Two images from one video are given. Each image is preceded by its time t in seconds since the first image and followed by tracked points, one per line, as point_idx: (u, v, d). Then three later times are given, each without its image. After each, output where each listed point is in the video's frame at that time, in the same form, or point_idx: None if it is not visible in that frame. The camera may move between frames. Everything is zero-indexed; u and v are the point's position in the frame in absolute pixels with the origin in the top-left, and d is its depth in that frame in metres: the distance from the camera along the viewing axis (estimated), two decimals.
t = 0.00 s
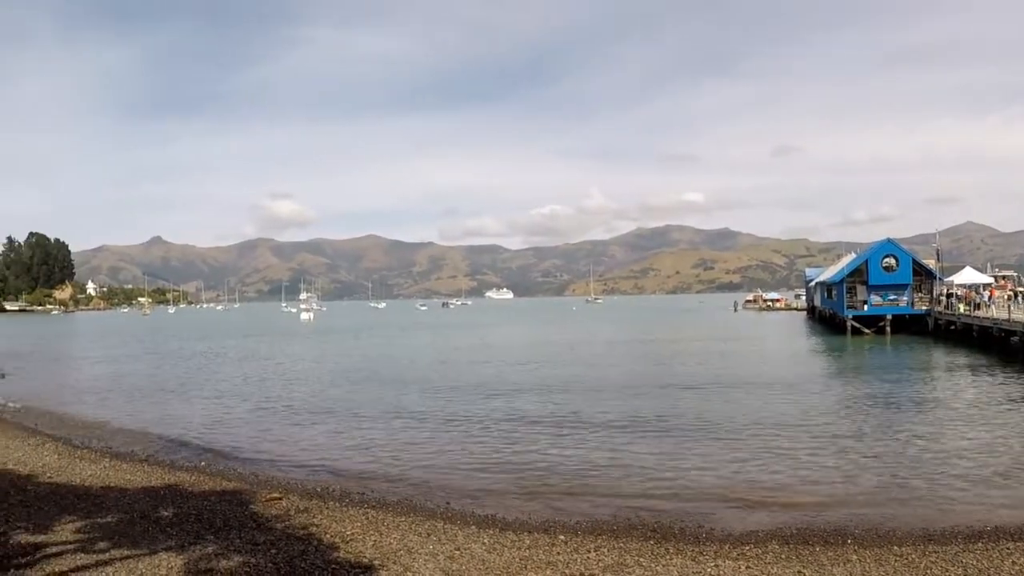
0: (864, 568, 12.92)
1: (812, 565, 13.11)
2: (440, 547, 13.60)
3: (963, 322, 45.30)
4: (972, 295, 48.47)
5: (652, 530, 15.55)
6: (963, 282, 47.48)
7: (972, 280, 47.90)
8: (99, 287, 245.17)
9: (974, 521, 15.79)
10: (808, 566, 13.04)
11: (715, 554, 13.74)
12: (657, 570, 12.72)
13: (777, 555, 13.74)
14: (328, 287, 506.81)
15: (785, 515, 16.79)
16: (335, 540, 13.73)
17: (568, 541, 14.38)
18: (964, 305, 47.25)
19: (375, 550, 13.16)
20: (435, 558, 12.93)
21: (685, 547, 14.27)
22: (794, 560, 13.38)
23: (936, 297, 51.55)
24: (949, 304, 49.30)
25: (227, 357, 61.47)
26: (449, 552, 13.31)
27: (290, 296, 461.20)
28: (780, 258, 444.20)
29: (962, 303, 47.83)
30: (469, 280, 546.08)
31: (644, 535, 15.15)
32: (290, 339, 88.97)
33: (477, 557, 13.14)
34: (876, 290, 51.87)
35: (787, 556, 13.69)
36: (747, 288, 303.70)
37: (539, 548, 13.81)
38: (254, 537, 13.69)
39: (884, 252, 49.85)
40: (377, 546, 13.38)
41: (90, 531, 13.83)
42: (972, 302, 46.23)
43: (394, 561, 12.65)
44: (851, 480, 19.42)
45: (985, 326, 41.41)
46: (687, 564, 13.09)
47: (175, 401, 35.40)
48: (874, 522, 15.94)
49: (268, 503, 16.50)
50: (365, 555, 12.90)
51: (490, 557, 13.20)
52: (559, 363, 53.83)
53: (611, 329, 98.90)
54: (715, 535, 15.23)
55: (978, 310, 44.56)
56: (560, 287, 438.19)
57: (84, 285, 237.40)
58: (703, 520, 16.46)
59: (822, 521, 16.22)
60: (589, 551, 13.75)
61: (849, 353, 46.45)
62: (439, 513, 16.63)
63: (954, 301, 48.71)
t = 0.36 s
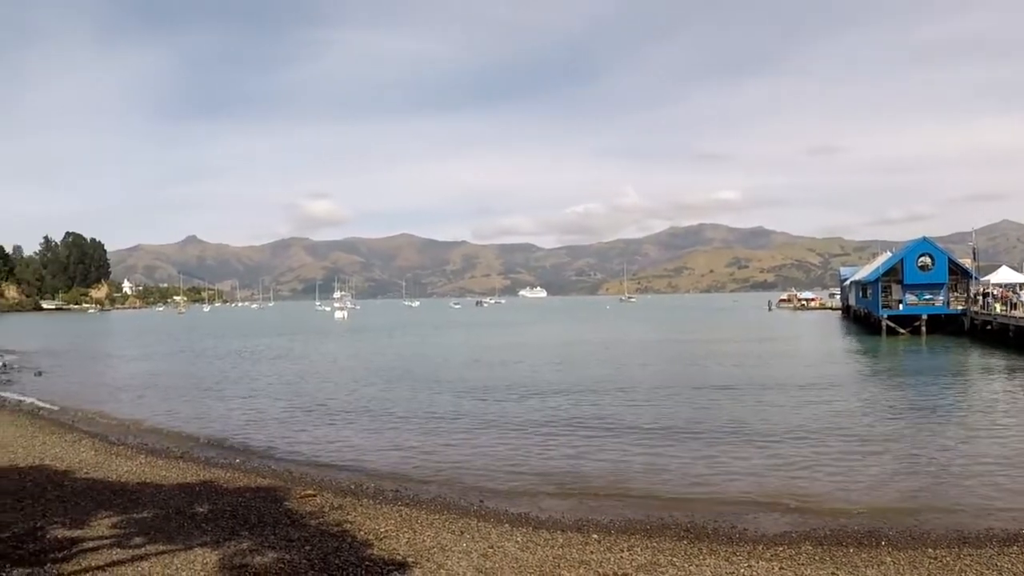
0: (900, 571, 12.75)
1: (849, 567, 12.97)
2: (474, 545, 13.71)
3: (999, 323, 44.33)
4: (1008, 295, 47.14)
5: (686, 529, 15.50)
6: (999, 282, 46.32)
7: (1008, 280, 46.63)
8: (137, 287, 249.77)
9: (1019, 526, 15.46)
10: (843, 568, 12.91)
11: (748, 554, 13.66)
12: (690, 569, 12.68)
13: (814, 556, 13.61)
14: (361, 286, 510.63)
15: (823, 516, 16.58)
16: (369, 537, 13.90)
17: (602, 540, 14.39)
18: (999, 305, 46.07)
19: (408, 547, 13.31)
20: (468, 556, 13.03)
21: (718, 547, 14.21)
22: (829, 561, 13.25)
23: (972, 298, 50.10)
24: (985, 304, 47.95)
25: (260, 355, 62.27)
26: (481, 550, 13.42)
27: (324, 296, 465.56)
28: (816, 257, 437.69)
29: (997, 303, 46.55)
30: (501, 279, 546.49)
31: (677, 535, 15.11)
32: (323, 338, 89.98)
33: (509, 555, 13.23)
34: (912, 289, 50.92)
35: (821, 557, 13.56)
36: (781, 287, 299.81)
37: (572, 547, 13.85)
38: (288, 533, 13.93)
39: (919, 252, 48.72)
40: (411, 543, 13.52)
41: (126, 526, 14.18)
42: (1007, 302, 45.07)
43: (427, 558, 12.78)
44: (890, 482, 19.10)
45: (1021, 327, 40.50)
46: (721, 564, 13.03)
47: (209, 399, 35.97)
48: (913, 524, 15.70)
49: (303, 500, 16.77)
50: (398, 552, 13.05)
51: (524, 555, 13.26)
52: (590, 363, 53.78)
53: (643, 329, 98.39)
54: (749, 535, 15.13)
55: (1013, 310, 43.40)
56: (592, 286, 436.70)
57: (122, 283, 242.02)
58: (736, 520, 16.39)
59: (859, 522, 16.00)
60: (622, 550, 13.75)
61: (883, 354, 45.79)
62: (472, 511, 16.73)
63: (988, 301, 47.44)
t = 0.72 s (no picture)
0: (931, 571, 12.75)
1: (879, 567, 13.00)
2: (504, 542, 13.96)
3: None
4: None
5: (716, 528, 15.61)
6: None
7: None
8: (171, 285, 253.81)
9: None
10: (874, 567, 12.94)
11: (778, 553, 13.74)
12: (719, 568, 12.80)
13: (843, 555, 13.66)
14: (390, 283, 513.95)
15: (854, 515, 16.58)
16: (400, 533, 14.23)
17: (630, 538, 14.57)
18: None
19: (439, 544, 13.60)
20: (499, 553, 13.28)
21: (747, 545, 14.30)
22: (860, 561, 13.29)
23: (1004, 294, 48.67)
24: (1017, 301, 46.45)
25: (289, 353, 63.18)
26: (512, 547, 13.66)
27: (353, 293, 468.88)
28: (849, 253, 431.73)
29: None
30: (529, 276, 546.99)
31: (707, 533, 15.23)
32: (353, 334, 91.05)
33: (539, 552, 13.46)
34: (944, 287, 50.32)
35: (852, 557, 13.60)
36: (813, 284, 296.14)
37: (602, 545, 14.04)
38: (319, 528, 14.31)
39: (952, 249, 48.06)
40: (441, 540, 13.82)
41: (157, 521, 14.65)
42: None
43: (457, 555, 13.05)
44: (922, 481, 19.01)
45: None
46: (750, 562, 13.14)
47: (240, 396, 36.65)
48: (945, 524, 15.65)
49: (333, 496, 17.16)
50: (429, 548, 13.35)
51: (553, 552, 13.48)
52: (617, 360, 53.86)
53: (671, 326, 98.07)
54: (779, 534, 15.21)
55: None
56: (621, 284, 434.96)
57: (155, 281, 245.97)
58: (766, 518, 16.48)
59: (891, 521, 15.98)
60: (651, 548, 13.91)
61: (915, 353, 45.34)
62: (501, 508, 17.00)
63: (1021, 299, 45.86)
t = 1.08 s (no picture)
0: (955, 572, 12.73)
1: (901, 568, 13.01)
2: (527, 540, 14.15)
3: None
4: None
5: (738, 527, 15.69)
6: None
7: None
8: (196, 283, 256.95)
9: None
10: (898, 568, 12.96)
11: (800, 554, 13.79)
12: (742, 568, 12.88)
13: (865, 556, 13.69)
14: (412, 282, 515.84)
15: (878, 516, 16.57)
16: (423, 530, 14.47)
17: (652, 537, 14.69)
18: None
19: (462, 542, 13.82)
20: (521, 551, 13.47)
21: (769, 545, 14.37)
22: (883, 562, 13.32)
23: None
24: None
25: (311, 350, 63.79)
26: (535, 545, 13.84)
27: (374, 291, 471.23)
28: (873, 252, 426.89)
29: None
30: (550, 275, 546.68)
31: (729, 533, 15.32)
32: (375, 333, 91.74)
33: (562, 551, 13.62)
34: (968, 286, 49.81)
35: (874, 557, 13.62)
36: (837, 282, 293.17)
37: (625, 544, 14.18)
38: (343, 526, 14.58)
39: (976, 247, 47.46)
40: (465, 538, 14.05)
41: (181, 517, 14.99)
42: None
43: (480, 552, 13.26)
44: (947, 482, 18.93)
45: None
46: (772, 562, 13.21)
47: (263, 393, 37.16)
48: (970, 525, 15.60)
49: (356, 493, 17.45)
50: (453, 546, 13.56)
51: (575, 550, 13.65)
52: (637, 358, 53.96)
53: (693, 325, 97.73)
54: (802, 534, 15.26)
55: None
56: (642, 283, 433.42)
57: (178, 278, 248.85)
58: (787, 517, 16.54)
59: (916, 522, 15.95)
60: (673, 547, 14.04)
61: (940, 352, 44.97)
62: (524, 506, 17.20)
63: None
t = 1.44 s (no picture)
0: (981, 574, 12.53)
1: (926, 570, 12.84)
2: (549, 540, 14.14)
3: None
4: None
5: (761, 528, 15.58)
6: None
7: None
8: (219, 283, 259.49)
9: None
10: (922, 570, 12.79)
11: (824, 554, 13.66)
12: (765, 568, 12.77)
13: (889, 557, 13.53)
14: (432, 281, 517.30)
15: (905, 517, 16.35)
16: (446, 529, 14.51)
17: (675, 537, 14.62)
18: None
19: (484, 540, 13.83)
20: (544, 550, 13.46)
21: (793, 546, 14.25)
22: (907, 563, 13.16)
23: None
24: None
25: (333, 350, 64.20)
26: (557, 545, 13.83)
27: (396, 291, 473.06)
28: (897, 251, 421.79)
29: None
30: (570, 274, 545.97)
31: (753, 533, 15.21)
32: (396, 332, 92.08)
33: (584, 550, 13.60)
34: (994, 286, 49.08)
35: (898, 559, 13.46)
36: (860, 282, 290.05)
37: (647, 543, 14.13)
38: (365, 524, 14.66)
39: (1001, 246, 46.71)
40: (487, 537, 14.07)
41: (205, 515, 15.14)
42: None
43: (502, 551, 13.26)
44: (976, 484, 18.62)
45: None
46: (796, 563, 13.09)
47: (285, 392, 37.46)
48: (996, 527, 15.36)
49: (379, 492, 17.54)
50: (475, 545, 13.58)
51: (598, 550, 13.62)
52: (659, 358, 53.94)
53: (714, 325, 97.12)
54: (826, 535, 15.12)
55: None
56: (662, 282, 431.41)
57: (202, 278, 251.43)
58: (811, 518, 16.39)
59: (942, 524, 15.75)
60: (696, 547, 13.97)
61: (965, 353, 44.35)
62: (547, 505, 17.19)
63: None
